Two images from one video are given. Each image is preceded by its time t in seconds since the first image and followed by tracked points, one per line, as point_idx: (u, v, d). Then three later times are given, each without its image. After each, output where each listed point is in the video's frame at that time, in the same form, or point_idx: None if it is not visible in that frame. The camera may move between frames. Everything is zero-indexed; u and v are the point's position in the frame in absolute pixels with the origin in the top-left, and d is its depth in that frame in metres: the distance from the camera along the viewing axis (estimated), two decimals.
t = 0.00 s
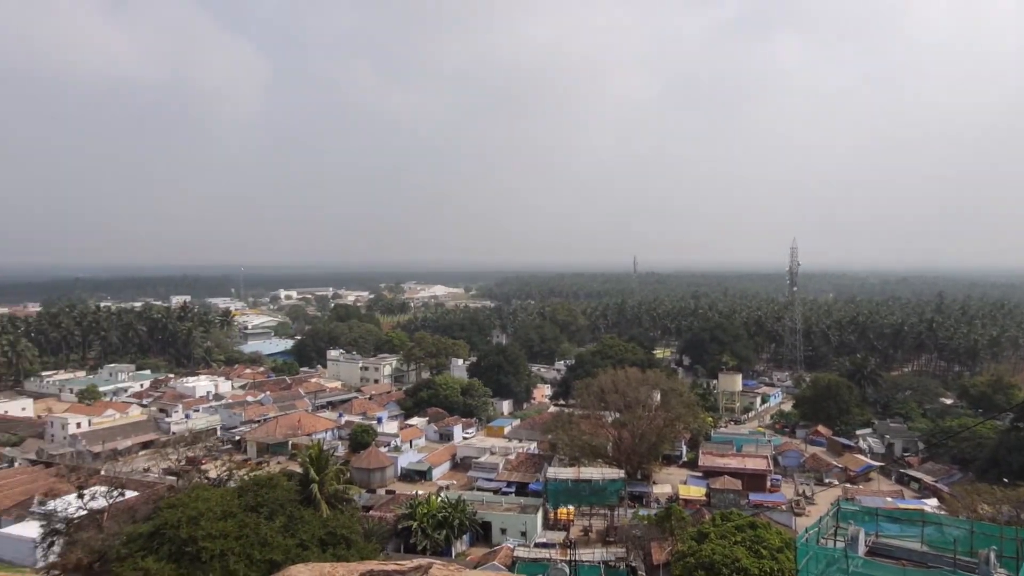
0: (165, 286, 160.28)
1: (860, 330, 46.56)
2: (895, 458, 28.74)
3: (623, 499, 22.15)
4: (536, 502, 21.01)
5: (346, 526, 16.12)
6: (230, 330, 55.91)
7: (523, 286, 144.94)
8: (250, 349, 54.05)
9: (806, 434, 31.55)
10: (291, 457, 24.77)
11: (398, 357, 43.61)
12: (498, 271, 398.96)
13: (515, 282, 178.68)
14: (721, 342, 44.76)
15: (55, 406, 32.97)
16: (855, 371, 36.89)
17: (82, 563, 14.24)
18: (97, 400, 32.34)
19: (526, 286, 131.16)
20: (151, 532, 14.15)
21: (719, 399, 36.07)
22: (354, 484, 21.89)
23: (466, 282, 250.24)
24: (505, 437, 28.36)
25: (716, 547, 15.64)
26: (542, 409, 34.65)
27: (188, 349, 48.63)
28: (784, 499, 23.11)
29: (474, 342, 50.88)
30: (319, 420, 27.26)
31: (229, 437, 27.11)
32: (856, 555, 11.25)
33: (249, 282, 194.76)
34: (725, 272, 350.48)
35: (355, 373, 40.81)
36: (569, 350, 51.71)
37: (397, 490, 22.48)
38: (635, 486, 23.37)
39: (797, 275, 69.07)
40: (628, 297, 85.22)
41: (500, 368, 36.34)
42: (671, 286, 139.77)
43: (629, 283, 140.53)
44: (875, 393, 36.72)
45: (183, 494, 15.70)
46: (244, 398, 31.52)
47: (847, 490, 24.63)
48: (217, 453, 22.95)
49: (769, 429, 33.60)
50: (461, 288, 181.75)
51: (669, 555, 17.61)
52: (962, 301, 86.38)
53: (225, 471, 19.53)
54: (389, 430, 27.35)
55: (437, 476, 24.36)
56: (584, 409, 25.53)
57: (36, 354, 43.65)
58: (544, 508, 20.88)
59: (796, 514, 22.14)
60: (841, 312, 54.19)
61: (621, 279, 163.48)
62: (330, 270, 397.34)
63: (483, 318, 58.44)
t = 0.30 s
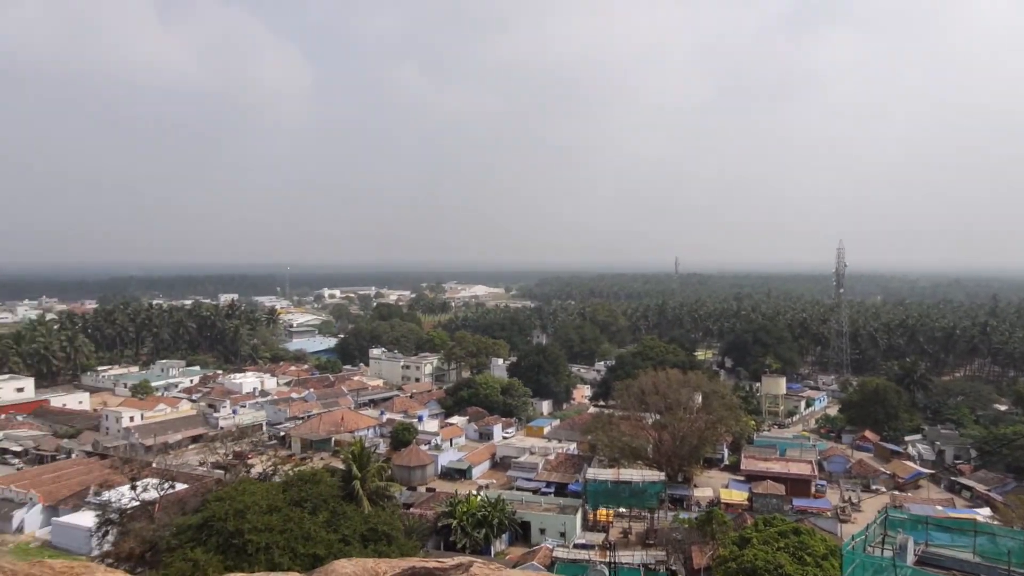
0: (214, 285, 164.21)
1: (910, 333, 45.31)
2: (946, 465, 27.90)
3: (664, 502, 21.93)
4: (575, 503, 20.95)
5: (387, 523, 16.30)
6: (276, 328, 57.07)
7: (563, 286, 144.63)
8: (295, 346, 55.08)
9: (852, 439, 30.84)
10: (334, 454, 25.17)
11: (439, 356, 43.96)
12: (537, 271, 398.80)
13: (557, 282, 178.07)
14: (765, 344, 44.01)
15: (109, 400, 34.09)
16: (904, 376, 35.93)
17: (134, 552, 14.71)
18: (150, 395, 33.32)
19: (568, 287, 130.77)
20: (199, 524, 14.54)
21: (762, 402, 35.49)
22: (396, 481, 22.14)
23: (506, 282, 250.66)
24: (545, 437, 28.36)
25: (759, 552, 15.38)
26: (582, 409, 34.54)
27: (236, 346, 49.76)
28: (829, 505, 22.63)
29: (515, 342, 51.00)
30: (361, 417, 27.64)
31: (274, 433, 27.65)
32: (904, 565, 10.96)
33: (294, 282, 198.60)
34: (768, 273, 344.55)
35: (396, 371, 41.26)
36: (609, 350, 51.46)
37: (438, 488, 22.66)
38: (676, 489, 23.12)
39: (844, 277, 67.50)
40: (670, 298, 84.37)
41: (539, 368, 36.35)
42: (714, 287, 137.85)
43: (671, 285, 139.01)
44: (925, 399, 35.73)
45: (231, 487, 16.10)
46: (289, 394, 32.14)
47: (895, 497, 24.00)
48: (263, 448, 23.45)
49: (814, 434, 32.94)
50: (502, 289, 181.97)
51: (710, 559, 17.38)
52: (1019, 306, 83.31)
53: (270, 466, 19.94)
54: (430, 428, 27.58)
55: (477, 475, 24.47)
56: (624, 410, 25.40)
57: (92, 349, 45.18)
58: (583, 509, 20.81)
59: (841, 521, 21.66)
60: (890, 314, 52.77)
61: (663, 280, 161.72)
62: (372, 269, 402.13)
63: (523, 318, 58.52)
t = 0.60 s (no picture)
0: (263, 283, 167.75)
1: (965, 337, 43.85)
2: (1002, 474, 26.96)
3: (707, 505, 21.69)
4: (616, 504, 20.86)
5: (430, 519, 16.46)
6: (322, 326, 58.10)
7: (606, 286, 143.82)
8: (340, 344, 55.94)
9: (903, 445, 30.03)
10: (378, 450, 25.53)
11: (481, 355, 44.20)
12: (578, 271, 397.31)
13: (599, 283, 177.06)
14: (812, 346, 43.12)
15: (163, 394, 35.16)
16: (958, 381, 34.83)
17: (186, 542, 15.14)
18: (201, 389, 34.26)
19: (610, 287, 130.01)
20: (248, 517, 14.89)
21: (809, 405, 34.79)
22: (438, 478, 22.36)
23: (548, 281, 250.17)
24: (587, 437, 28.28)
25: (805, 558, 15.08)
26: (624, 410, 34.34)
27: (283, 343, 50.77)
28: (878, 512, 22.08)
29: (556, 342, 50.94)
30: (405, 415, 27.95)
31: (320, 428, 28.17)
32: None
33: (339, 280, 201.64)
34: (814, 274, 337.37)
35: (439, 370, 41.61)
36: (652, 351, 51.04)
37: (480, 486, 22.81)
38: (719, 492, 22.84)
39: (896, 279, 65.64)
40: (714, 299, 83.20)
41: (581, 368, 36.25)
42: (759, 288, 135.44)
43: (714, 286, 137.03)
44: (981, 405, 34.57)
45: (279, 481, 16.46)
46: (334, 391, 32.69)
47: (948, 506, 23.28)
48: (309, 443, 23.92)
49: (863, 439, 32.18)
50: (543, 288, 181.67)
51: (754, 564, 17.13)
52: None
53: (317, 461, 20.33)
54: (472, 427, 27.76)
55: (519, 474, 24.52)
56: (667, 411, 25.20)
57: (147, 344, 46.63)
58: (625, 510, 20.71)
59: (891, 528, 21.12)
60: (944, 317, 51.14)
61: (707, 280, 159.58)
62: (414, 268, 405.98)
63: (565, 318, 58.41)
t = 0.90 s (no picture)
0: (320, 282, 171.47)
1: None
2: None
3: (763, 510, 21.26)
4: (669, 507, 20.62)
5: (482, 517, 16.58)
6: (377, 325, 59.08)
7: (659, 286, 142.10)
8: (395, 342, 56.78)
9: (971, 453, 28.86)
10: (431, 448, 25.85)
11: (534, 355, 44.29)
12: (629, 271, 393.95)
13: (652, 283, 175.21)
14: (874, 349, 41.81)
15: (226, 389, 36.30)
16: None
17: (248, 533, 15.63)
18: (262, 385, 35.24)
19: (664, 287, 128.47)
20: (307, 510, 15.26)
21: (870, 410, 33.76)
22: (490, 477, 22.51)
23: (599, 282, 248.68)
24: (639, 438, 28.04)
25: (865, 566, 14.63)
26: (677, 412, 33.94)
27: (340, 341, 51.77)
28: (943, 522, 21.29)
29: (609, 342, 50.65)
30: (458, 413, 28.21)
31: (376, 425, 28.68)
32: None
33: (394, 280, 204.21)
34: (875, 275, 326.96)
35: (492, 368, 41.85)
36: (706, 352, 50.29)
37: (531, 485, 22.86)
38: (776, 497, 22.37)
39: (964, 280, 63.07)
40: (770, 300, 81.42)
41: (634, 369, 35.98)
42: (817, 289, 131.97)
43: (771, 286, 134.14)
44: None
45: (336, 476, 16.81)
46: (389, 389, 33.21)
47: (1019, 517, 22.28)
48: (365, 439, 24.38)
49: (927, 445, 31.06)
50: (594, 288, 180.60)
51: (811, 570, 16.73)
52: None
53: (372, 457, 20.69)
54: (524, 426, 27.84)
55: (571, 474, 24.47)
56: (722, 414, 24.80)
57: (212, 341, 48.22)
58: (678, 513, 20.45)
59: (957, 539, 20.34)
60: (1016, 319, 48.91)
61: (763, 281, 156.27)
62: (465, 268, 408.83)
63: (618, 318, 58.03)
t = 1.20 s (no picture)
0: (375, 281, 174.38)
1: None
2: None
3: (822, 516, 20.73)
4: (725, 511, 20.30)
5: (535, 517, 16.60)
6: (431, 324, 59.77)
7: (714, 286, 139.83)
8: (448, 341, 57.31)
9: None
10: (485, 446, 26.03)
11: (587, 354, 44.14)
12: (682, 271, 389.00)
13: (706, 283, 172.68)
14: (941, 352, 40.28)
15: (286, 386, 37.25)
16: None
17: (307, 527, 16.04)
18: (321, 382, 36.04)
19: (719, 287, 126.63)
20: (363, 505, 15.56)
21: (936, 415, 32.55)
22: (543, 476, 22.57)
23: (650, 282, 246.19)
24: (694, 440, 27.67)
25: None
26: (734, 414, 33.36)
27: (396, 339, 52.46)
28: (1014, 533, 20.38)
29: (663, 343, 50.11)
30: (512, 412, 28.32)
31: (430, 423, 29.04)
32: None
33: (447, 280, 206.22)
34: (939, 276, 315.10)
35: (544, 368, 41.88)
36: (763, 354, 49.27)
37: (584, 486, 22.81)
38: (836, 503, 21.75)
39: None
40: (830, 300, 79.22)
41: (689, 370, 35.51)
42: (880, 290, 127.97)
43: (830, 287, 130.73)
44: None
45: (391, 472, 17.08)
46: (443, 387, 33.56)
47: None
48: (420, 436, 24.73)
49: (999, 453, 29.77)
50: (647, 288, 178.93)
51: None
52: None
53: (427, 454, 20.94)
54: (577, 426, 27.79)
55: (624, 475, 24.32)
56: (779, 417, 24.30)
57: (272, 339, 49.53)
58: (733, 517, 20.11)
59: None
60: None
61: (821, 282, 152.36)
62: (516, 268, 409.85)
63: (672, 318, 57.36)
